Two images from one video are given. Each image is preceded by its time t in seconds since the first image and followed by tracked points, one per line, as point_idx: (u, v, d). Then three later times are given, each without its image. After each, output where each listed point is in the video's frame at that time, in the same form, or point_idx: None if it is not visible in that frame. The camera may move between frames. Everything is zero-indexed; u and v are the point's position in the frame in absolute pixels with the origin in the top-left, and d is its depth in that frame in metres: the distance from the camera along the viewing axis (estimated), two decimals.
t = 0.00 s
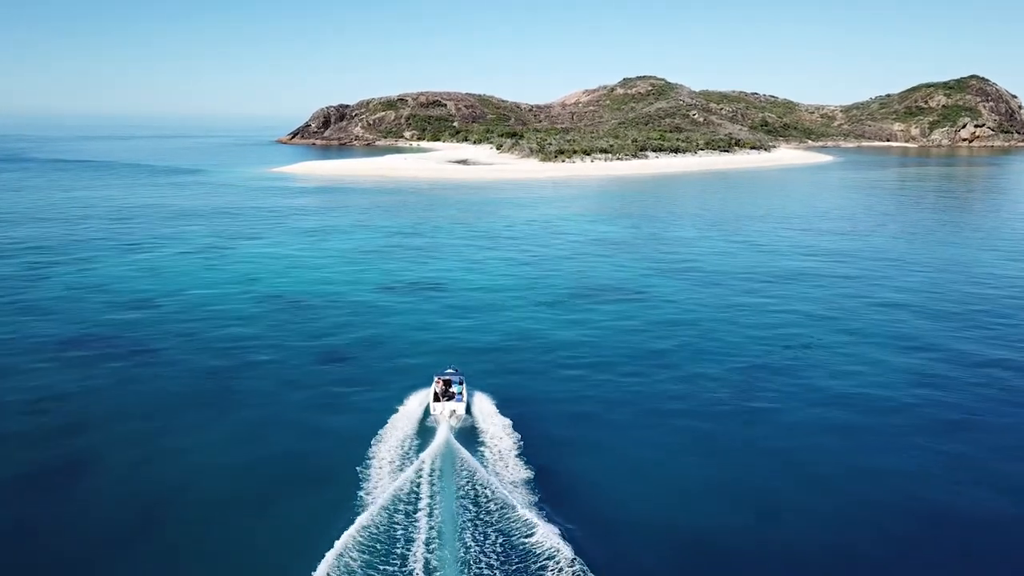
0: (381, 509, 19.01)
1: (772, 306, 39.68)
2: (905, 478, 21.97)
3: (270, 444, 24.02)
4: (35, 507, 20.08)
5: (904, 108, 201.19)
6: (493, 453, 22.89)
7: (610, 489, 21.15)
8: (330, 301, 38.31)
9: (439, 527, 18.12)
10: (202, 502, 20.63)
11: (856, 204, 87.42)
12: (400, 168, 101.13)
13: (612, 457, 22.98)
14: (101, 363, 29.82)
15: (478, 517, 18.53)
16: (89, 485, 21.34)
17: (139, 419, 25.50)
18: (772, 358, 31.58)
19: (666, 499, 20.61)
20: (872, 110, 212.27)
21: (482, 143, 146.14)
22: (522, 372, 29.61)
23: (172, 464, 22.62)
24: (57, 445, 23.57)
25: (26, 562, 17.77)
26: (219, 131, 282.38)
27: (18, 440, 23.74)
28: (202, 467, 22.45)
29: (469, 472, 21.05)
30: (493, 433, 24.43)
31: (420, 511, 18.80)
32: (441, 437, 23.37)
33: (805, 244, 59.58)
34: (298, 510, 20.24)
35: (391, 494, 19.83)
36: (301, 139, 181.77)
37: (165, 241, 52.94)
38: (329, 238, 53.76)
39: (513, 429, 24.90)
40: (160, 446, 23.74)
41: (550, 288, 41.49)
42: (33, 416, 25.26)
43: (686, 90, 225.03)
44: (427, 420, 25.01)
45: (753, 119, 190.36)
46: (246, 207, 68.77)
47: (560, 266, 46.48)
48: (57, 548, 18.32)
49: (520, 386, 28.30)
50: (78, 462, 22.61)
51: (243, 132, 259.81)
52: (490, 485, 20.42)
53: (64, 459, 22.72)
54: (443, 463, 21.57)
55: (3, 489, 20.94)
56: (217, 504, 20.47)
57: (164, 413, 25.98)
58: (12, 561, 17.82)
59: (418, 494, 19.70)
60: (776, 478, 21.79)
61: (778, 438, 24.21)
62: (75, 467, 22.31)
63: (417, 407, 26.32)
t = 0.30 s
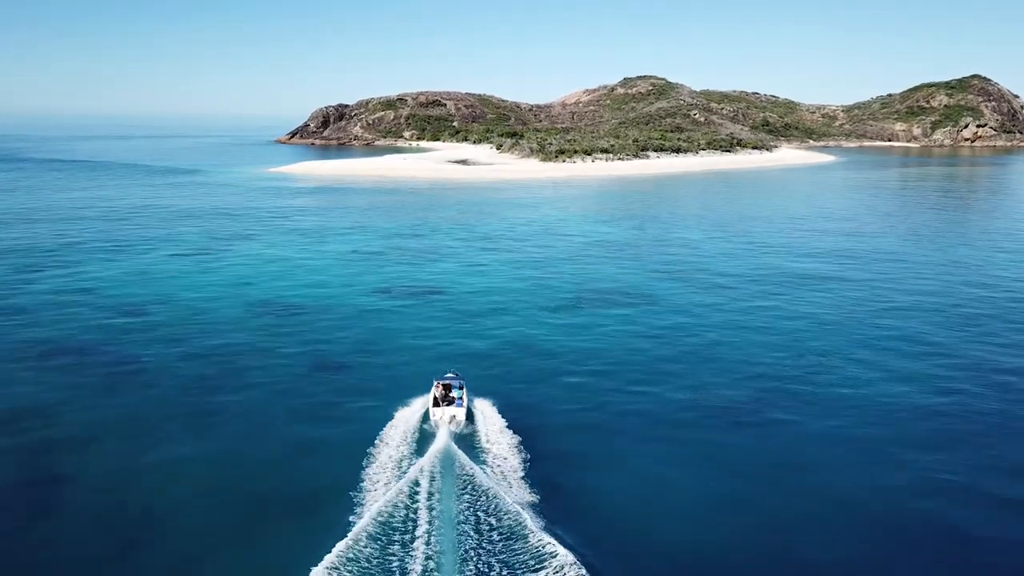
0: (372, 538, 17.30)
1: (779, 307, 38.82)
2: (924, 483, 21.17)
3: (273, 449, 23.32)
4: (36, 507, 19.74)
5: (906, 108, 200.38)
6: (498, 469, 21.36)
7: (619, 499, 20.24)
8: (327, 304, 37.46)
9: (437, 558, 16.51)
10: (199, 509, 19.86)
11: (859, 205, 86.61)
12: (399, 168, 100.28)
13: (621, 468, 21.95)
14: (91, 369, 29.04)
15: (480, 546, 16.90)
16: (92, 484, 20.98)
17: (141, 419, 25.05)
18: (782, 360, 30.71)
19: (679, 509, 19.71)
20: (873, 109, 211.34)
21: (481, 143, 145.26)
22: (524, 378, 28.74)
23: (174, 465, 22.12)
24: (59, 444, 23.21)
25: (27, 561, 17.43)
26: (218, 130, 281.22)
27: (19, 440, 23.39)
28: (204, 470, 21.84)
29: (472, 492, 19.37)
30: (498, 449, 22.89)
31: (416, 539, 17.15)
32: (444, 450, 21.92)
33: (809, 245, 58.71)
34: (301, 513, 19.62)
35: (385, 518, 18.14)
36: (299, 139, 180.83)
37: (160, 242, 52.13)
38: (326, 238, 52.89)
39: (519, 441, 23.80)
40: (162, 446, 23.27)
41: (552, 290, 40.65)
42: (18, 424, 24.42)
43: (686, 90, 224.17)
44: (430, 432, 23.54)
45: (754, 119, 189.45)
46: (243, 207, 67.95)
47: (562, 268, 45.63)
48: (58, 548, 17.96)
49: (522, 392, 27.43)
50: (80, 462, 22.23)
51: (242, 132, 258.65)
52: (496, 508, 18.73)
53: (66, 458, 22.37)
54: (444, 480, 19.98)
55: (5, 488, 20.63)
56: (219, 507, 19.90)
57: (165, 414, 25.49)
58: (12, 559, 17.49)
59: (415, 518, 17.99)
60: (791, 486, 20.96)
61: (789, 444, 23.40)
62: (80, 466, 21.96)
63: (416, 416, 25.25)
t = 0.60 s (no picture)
0: (364, 562, 15.89)
1: (789, 308, 37.68)
2: (944, 490, 20.30)
3: (274, 451, 22.27)
4: (33, 506, 19.23)
5: (908, 108, 199.43)
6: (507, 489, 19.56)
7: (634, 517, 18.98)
8: (325, 305, 36.31)
9: None
10: (192, 511, 19.13)
11: (864, 205, 85.62)
12: (399, 168, 99.30)
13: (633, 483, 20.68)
14: (75, 371, 28.02)
15: None
16: (84, 483, 20.27)
17: (143, 416, 24.39)
18: (794, 363, 29.60)
19: (698, 528, 18.49)
20: (875, 109, 210.39)
21: (481, 143, 144.34)
22: (527, 382, 27.53)
23: (171, 467, 21.25)
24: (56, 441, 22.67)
25: (15, 565, 16.79)
26: (217, 130, 280.31)
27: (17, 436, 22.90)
28: (199, 472, 21.03)
29: (478, 518, 17.54)
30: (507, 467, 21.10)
31: (413, 572, 15.34)
32: (447, 467, 20.18)
33: (815, 246, 57.70)
34: (298, 517, 18.87)
35: (378, 550, 16.31)
36: (298, 139, 179.94)
37: (154, 245, 51.23)
38: (324, 240, 51.86)
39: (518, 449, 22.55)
40: (163, 446, 22.53)
41: (554, 292, 39.63)
42: None
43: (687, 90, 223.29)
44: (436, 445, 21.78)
45: (755, 118, 188.50)
46: (240, 209, 67.07)
47: (565, 270, 44.56)
48: (45, 553, 17.27)
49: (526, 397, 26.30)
50: (75, 459, 21.59)
51: (241, 132, 257.74)
52: (503, 538, 16.88)
53: (65, 454, 21.79)
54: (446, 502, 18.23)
55: None
56: (212, 510, 19.13)
57: (168, 411, 24.76)
58: (7, 559, 17.02)
59: (412, 544, 16.26)
60: (809, 499, 19.84)
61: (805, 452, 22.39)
62: (70, 465, 21.22)
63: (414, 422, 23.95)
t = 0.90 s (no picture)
0: None
1: (800, 311, 36.54)
2: (974, 507, 19.16)
3: (271, 458, 21.17)
4: (18, 514, 18.33)
5: (909, 108, 198.58)
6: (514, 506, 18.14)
7: (647, 535, 17.71)
8: (321, 307, 35.21)
9: None
10: (183, 521, 18.14)
11: (868, 206, 84.66)
12: (398, 168, 98.36)
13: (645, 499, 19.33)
14: (57, 373, 26.83)
15: None
16: (70, 493, 19.31)
17: (137, 420, 23.39)
18: (808, 370, 28.44)
19: (718, 549, 17.16)
20: (877, 109, 209.55)
21: (481, 143, 143.41)
22: (530, 387, 26.34)
23: (166, 474, 20.31)
24: (47, 447, 21.73)
25: None
26: (216, 130, 279.63)
27: (5, 440, 21.95)
28: (190, 479, 20.06)
29: (484, 538, 16.12)
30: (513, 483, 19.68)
31: None
32: (448, 478, 19.00)
33: (822, 246, 56.61)
34: (293, 528, 17.89)
35: None
36: (297, 139, 178.94)
37: (146, 243, 50.09)
38: (322, 241, 50.78)
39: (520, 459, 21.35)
40: (158, 451, 21.57)
41: (556, 294, 38.59)
42: None
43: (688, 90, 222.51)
44: (438, 457, 20.34)
45: (757, 118, 187.71)
46: (236, 209, 66.10)
47: (567, 271, 43.40)
48: (36, 565, 16.42)
49: (529, 404, 25.12)
50: (69, 465, 20.65)
51: (240, 132, 256.79)
52: (512, 561, 15.50)
53: (56, 459, 20.88)
54: (449, 521, 16.76)
55: None
56: (203, 521, 18.13)
57: (162, 414, 23.72)
58: None
59: (410, 559, 15.16)
60: (833, 517, 18.61)
61: (823, 465, 21.23)
62: (56, 474, 20.26)
63: (412, 429, 22.74)
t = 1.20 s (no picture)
0: None
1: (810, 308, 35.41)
2: (1008, 513, 18.08)
3: (262, 467, 19.86)
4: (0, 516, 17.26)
5: (911, 108, 197.78)
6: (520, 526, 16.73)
7: (661, 555, 16.49)
8: (315, 296, 34.00)
9: None
10: (174, 528, 17.08)
11: (872, 207, 83.69)
12: (397, 169, 97.44)
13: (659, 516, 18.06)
14: (34, 359, 25.44)
15: None
16: (57, 494, 18.25)
17: (124, 416, 22.14)
18: (821, 370, 27.32)
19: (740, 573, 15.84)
20: (878, 109, 208.77)
21: (481, 143, 142.46)
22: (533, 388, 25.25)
23: (151, 479, 19.08)
24: (25, 440, 20.53)
25: None
26: (214, 130, 278.66)
27: None
28: (183, 483, 19.01)
29: (488, 569, 14.68)
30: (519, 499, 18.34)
31: None
32: (447, 496, 17.67)
33: (828, 247, 55.61)
34: (292, 538, 16.86)
35: None
36: (295, 139, 177.65)
37: (136, 236, 48.79)
38: (319, 238, 49.71)
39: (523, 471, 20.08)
40: (143, 453, 20.32)
41: (558, 292, 37.58)
42: None
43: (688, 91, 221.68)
44: (438, 473, 18.99)
45: (758, 118, 186.76)
46: (232, 209, 65.06)
47: (569, 271, 42.35)
48: None
49: (531, 406, 24.03)
50: (48, 464, 19.46)
51: (240, 132, 256.16)
52: None
53: (42, 456, 19.80)
54: (450, 546, 15.35)
55: None
56: (196, 529, 17.07)
57: (151, 412, 22.48)
58: None
59: None
60: (861, 530, 17.40)
61: (844, 471, 20.07)
62: (43, 470, 19.20)
63: (409, 438, 21.48)
